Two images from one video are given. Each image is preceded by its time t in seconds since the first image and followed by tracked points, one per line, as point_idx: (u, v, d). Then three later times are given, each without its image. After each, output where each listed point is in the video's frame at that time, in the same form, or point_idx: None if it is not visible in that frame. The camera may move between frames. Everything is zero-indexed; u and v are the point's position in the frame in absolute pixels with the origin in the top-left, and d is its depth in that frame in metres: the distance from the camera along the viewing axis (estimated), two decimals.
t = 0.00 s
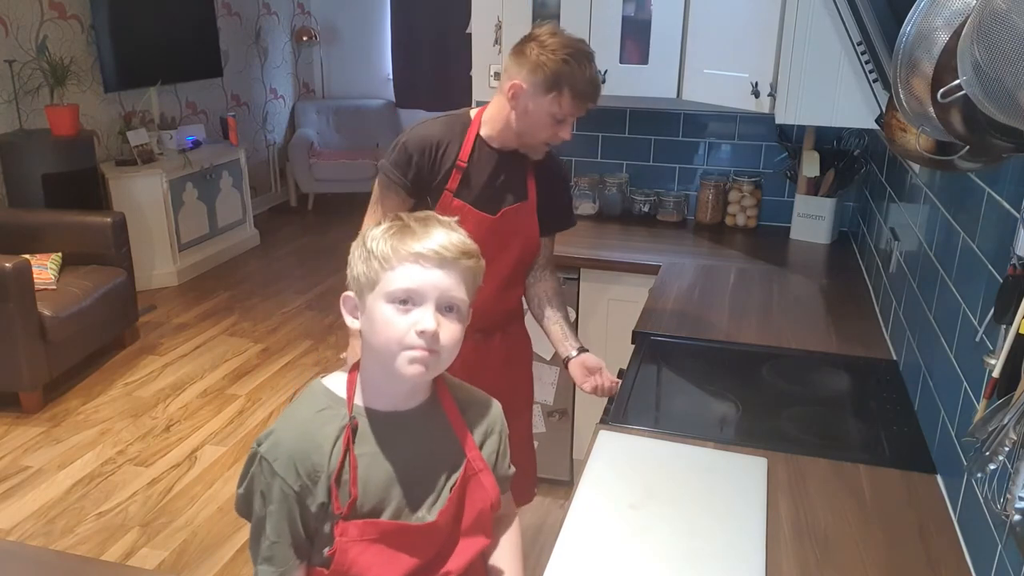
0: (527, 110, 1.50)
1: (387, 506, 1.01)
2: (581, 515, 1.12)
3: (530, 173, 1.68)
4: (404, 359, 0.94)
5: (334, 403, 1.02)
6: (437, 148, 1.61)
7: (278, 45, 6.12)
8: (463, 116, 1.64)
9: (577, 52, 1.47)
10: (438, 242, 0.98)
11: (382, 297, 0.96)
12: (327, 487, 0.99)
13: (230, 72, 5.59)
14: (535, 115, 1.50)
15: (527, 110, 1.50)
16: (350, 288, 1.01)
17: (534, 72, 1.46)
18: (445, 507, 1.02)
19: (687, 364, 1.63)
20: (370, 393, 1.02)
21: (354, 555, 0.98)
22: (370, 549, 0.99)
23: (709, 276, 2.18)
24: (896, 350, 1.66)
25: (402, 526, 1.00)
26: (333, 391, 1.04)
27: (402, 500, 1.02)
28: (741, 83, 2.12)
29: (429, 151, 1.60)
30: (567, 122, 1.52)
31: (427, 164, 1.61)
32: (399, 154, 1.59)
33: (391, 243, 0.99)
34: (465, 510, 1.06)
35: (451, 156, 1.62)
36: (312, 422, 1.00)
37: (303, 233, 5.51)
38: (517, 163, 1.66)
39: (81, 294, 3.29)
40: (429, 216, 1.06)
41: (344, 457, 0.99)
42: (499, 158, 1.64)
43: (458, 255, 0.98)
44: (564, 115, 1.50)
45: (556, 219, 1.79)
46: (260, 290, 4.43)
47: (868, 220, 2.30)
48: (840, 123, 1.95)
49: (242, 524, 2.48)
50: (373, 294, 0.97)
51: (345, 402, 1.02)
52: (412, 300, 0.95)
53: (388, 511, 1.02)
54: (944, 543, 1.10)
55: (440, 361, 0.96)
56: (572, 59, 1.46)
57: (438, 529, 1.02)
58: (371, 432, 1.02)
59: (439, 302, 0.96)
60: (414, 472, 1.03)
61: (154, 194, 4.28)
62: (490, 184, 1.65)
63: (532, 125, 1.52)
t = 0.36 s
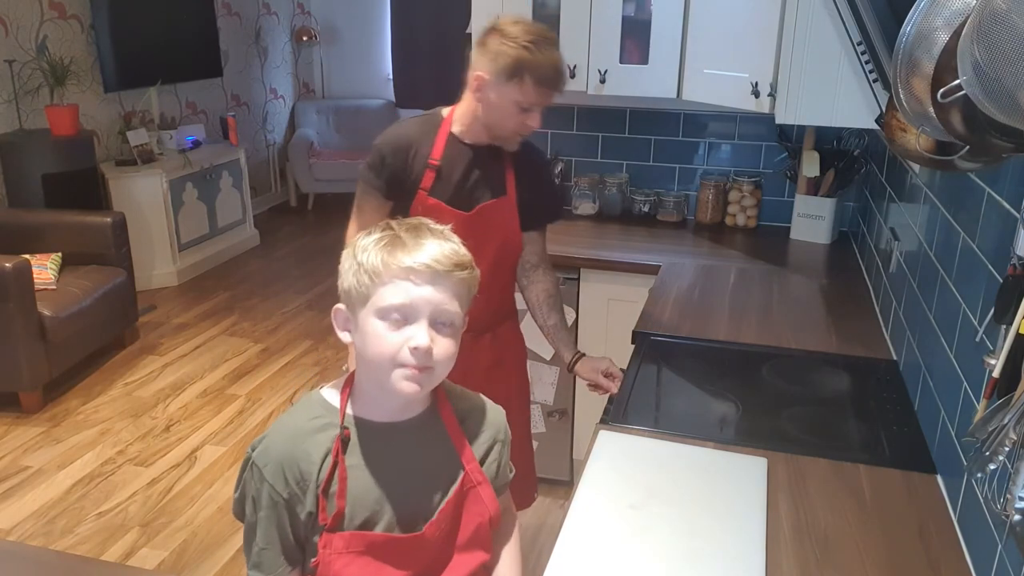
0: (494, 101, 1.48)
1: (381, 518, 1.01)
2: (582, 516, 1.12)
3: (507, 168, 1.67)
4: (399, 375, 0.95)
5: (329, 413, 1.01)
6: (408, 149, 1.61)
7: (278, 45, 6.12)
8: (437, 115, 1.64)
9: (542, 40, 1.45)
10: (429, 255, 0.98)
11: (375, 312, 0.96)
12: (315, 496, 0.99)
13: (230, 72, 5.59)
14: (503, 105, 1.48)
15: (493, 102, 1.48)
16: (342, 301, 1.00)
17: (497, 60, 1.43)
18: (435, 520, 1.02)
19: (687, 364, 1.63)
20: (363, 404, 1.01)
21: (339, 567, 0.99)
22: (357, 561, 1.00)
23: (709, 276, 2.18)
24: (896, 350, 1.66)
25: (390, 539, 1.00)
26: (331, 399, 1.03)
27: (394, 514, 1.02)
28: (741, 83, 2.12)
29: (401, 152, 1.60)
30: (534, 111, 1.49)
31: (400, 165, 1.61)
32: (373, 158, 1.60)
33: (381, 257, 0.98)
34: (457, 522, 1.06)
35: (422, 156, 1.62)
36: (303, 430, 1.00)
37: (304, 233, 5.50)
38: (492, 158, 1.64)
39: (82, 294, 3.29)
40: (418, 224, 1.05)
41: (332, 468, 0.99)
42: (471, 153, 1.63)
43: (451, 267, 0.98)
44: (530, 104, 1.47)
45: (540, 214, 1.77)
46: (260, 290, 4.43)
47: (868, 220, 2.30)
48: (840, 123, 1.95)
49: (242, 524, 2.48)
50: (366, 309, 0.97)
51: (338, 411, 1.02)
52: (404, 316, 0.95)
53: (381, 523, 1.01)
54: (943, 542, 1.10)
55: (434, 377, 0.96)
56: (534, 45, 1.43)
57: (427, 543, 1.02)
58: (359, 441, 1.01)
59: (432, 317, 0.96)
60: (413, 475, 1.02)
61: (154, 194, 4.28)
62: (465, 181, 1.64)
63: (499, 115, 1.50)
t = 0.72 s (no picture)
0: (423, 78, 1.55)
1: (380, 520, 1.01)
2: (581, 517, 1.12)
3: (473, 158, 1.69)
4: (450, 381, 1.00)
5: (320, 424, 1.02)
6: (370, 152, 1.62)
7: (278, 45, 6.12)
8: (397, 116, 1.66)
9: (466, 14, 1.55)
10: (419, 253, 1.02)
11: (434, 331, 0.97)
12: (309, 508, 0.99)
13: (230, 72, 5.59)
14: (427, 78, 1.54)
15: (424, 79, 1.56)
16: (375, 318, 0.97)
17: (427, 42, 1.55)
18: (422, 509, 1.02)
19: (687, 364, 1.63)
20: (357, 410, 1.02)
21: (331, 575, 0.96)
22: (348, 566, 0.97)
23: (709, 276, 2.18)
24: (896, 350, 1.66)
25: (379, 533, 0.98)
26: (318, 409, 1.03)
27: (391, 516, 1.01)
28: (741, 83, 2.12)
29: (366, 155, 1.62)
30: (460, 78, 1.53)
31: (362, 170, 1.62)
32: (338, 167, 1.61)
33: (418, 268, 0.98)
34: (446, 521, 1.05)
35: (388, 157, 1.63)
36: (294, 445, 0.99)
37: (304, 233, 5.50)
38: (455, 152, 1.67)
39: (81, 294, 3.29)
40: (394, 229, 1.06)
41: (326, 481, 0.99)
42: (440, 150, 1.65)
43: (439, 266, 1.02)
44: (455, 67, 1.51)
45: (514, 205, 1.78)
46: (260, 290, 4.43)
47: (868, 220, 2.30)
48: (839, 123, 1.95)
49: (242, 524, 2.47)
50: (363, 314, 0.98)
51: (328, 421, 1.02)
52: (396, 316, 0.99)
53: (382, 522, 1.01)
54: (943, 542, 1.11)
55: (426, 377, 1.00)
56: (457, 17, 1.54)
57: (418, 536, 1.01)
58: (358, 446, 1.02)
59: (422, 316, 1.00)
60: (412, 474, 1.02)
61: (154, 193, 4.28)
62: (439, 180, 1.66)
63: (428, 90, 1.55)
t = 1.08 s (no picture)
0: (435, 74, 1.58)
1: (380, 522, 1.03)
2: (582, 517, 1.12)
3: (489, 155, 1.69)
4: (446, 382, 1.00)
5: (313, 437, 0.99)
6: (388, 151, 1.68)
7: (278, 45, 6.12)
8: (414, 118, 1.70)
9: (471, 9, 1.58)
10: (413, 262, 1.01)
11: (431, 334, 0.97)
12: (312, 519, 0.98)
13: (230, 72, 5.59)
14: (439, 74, 1.57)
15: (435, 76, 1.58)
16: (373, 325, 0.96)
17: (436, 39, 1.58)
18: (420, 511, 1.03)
19: (687, 364, 1.63)
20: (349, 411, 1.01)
21: None
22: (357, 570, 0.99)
23: (709, 276, 2.18)
24: (896, 350, 1.66)
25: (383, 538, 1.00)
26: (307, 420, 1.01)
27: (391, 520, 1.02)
28: (741, 83, 2.12)
29: (384, 154, 1.68)
30: (470, 70, 1.54)
31: (380, 171, 1.69)
32: (357, 168, 1.70)
33: (414, 274, 0.98)
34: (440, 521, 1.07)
35: (404, 155, 1.68)
36: (290, 460, 0.97)
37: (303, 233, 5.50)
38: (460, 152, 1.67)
39: (81, 294, 3.29)
40: (384, 237, 1.05)
41: (328, 492, 0.98)
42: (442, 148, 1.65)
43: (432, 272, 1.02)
44: (465, 61, 1.53)
45: (526, 198, 1.77)
46: (260, 290, 4.43)
47: (868, 220, 2.30)
48: (839, 123, 1.95)
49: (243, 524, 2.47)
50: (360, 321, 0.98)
51: (323, 433, 1.00)
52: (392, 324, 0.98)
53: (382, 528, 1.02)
54: (943, 542, 1.11)
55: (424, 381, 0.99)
56: (462, 12, 1.57)
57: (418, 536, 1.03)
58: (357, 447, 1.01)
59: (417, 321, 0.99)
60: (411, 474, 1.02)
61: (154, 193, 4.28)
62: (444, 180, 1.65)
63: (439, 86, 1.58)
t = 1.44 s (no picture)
0: (493, 77, 1.58)
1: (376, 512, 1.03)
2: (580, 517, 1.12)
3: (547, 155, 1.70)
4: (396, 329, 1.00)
5: (291, 426, 0.98)
6: (450, 152, 1.70)
7: (278, 45, 6.12)
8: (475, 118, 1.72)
9: (528, 12, 1.57)
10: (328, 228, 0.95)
11: (375, 291, 0.94)
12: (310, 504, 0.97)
13: (230, 72, 5.59)
14: (497, 77, 1.57)
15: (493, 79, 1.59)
16: (318, 307, 0.91)
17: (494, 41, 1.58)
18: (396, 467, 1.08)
19: (688, 364, 1.63)
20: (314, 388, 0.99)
21: (353, 546, 1.02)
22: (361, 533, 1.03)
23: (708, 276, 2.18)
24: (896, 350, 1.66)
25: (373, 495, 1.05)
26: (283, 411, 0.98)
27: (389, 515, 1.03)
28: (740, 83, 2.12)
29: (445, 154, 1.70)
30: (525, 75, 1.54)
31: (440, 169, 1.71)
32: (420, 166, 1.72)
33: (343, 244, 0.92)
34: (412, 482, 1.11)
35: (464, 154, 1.69)
36: (279, 451, 0.95)
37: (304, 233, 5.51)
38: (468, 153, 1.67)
39: (81, 294, 3.29)
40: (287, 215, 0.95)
41: (321, 471, 0.98)
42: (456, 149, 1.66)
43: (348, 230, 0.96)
44: (518, 65, 1.53)
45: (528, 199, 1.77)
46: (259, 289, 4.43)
47: (868, 220, 2.30)
48: (839, 123, 1.95)
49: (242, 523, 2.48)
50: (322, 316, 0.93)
51: (303, 419, 0.99)
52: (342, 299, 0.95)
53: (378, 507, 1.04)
54: (943, 541, 1.11)
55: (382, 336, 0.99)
56: (519, 16, 1.56)
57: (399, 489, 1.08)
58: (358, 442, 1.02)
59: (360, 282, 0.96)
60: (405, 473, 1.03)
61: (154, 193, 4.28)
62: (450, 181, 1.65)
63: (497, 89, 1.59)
